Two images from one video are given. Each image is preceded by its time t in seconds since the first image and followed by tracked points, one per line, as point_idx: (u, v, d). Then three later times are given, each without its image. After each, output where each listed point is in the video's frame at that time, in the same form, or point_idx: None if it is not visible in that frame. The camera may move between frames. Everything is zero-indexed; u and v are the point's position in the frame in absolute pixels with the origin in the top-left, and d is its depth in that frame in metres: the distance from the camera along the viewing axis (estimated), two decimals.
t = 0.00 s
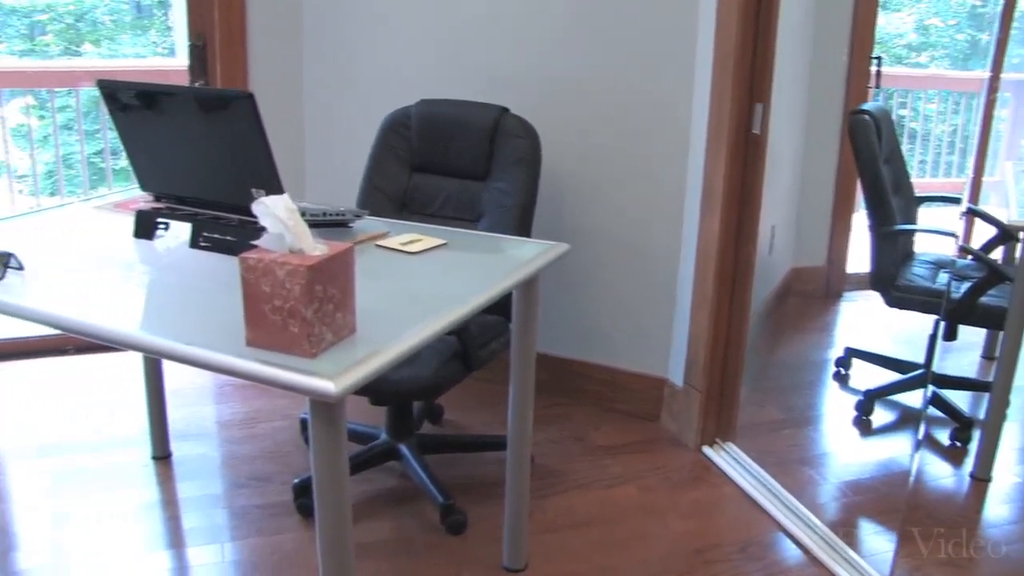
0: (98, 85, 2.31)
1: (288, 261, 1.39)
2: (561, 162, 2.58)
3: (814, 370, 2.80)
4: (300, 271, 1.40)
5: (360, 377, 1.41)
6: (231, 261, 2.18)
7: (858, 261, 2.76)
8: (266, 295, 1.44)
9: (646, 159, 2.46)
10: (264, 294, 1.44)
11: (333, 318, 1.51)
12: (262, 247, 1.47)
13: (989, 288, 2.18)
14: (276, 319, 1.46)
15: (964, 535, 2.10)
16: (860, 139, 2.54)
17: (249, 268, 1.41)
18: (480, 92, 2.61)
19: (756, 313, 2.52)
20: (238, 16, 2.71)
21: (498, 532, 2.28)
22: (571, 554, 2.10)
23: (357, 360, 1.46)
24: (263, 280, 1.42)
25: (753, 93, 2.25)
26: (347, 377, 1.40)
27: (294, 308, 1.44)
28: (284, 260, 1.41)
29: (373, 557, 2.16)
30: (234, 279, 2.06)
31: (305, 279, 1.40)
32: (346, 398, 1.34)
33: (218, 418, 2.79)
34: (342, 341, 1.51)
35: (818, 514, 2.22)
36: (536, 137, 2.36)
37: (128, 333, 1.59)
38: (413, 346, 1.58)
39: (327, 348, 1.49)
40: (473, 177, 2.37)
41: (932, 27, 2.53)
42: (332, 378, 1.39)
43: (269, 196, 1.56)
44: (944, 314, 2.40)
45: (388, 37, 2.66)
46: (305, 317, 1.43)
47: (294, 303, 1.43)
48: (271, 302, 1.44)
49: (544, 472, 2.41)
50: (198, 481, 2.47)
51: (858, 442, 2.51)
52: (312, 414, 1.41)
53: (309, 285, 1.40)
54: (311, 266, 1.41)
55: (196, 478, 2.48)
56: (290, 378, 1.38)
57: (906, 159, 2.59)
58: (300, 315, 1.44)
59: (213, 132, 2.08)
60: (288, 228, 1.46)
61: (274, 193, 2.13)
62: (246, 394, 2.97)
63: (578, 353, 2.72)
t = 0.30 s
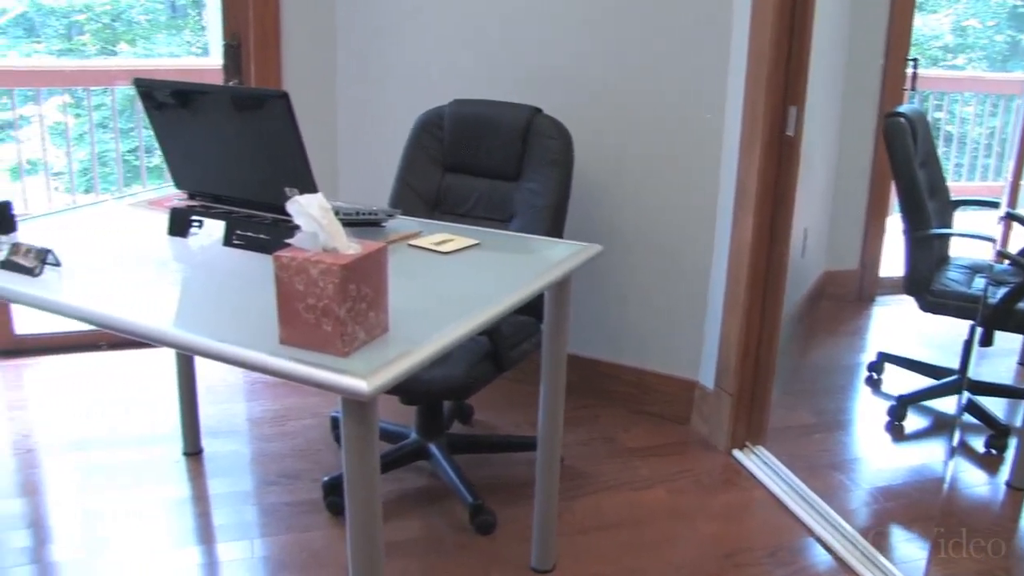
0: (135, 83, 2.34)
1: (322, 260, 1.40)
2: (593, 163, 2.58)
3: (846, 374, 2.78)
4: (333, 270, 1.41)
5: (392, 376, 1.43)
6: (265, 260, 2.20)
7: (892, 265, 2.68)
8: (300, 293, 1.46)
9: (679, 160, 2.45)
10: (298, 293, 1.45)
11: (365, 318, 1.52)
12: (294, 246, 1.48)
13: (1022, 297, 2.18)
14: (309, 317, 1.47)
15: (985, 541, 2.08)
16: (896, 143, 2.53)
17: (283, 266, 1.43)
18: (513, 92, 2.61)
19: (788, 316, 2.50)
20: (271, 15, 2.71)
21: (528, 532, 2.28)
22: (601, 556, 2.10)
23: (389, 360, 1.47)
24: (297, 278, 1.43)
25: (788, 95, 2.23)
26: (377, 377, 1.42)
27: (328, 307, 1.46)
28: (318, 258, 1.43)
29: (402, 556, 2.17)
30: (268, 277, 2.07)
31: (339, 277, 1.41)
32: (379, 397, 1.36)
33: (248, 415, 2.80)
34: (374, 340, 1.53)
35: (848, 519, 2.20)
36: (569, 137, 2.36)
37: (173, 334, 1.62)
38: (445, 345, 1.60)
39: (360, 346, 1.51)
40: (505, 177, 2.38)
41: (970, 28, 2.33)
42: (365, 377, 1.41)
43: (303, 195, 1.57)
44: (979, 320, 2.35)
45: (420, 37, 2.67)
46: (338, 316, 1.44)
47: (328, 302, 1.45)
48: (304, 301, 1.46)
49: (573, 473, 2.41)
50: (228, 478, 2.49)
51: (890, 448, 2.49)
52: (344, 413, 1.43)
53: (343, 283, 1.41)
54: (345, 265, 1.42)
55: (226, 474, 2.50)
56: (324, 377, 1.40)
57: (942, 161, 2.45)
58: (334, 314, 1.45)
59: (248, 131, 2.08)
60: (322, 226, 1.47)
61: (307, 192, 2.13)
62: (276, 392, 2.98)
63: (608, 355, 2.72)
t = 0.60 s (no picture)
0: (176, 86, 2.36)
1: (361, 263, 1.42)
2: (629, 168, 2.58)
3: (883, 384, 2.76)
4: (371, 273, 1.42)
5: (429, 379, 1.44)
6: (304, 261, 2.21)
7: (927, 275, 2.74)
8: (337, 296, 1.47)
9: (717, 166, 2.45)
10: (336, 295, 1.46)
11: (402, 321, 1.53)
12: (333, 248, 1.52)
13: None
14: (347, 320, 1.48)
15: (986, 541, 1.98)
16: (937, 153, 2.43)
17: (321, 268, 1.45)
18: (551, 97, 2.62)
19: (824, 324, 2.48)
20: (310, 17, 2.73)
21: (560, 538, 2.27)
22: (633, 563, 2.09)
23: (426, 362, 1.48)
24: (336, 281, 1.45)
25: (827, 101, 2.22)
26: (415, 379, 1.42)
27: (365, 309, 1.47)
28: (356, 261, 1.44)
29: (434, 559, 2.17)
30: (307, 279, 2.08)
31: (376, 280, 1.42)
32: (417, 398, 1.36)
33: (282, 416, 2.82)
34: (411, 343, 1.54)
35: (884, 530, 2.17)
36: (606, 142, 2.37)
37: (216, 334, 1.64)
38: (483, 349, 1.61)
39: (396, 349, 1.52)
40: (542, 180, 2.39)
41: (1016, 33, 2.32)
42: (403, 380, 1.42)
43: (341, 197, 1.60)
44: None
45: (458, 41, 2.69)
46: (375, 318, 1.45)
47: (365, 304, 1.46)
48: (342, 303, 1.47)
49: (607, 479, 2.41)
50: (262, 478, 2.50)
51: (927, 458, 2.45)
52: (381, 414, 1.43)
53: (379, 286, 1.42)
54: (382, 268, 1.43)
55: (260, 475, 2.51)
56: (360, 378, 1.41)
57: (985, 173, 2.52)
58: (371, 317, 1.46)
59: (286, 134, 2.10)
60: (357, 229, 1.50)
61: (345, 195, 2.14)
62: (310, 394, 2.99)
63: (643, 361, 2.71)
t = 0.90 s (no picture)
0: (210, 90, 2.38)
1: (392, 269, 1.44)
2: (660, 176, 2.58)
3: (914, 395, 2.74)
4: (403, 279, 1.44)
5: (457, 387, 1.45)
6: (335, 267, 2.22)
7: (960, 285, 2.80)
8: (368, 301, 1.50)
9: (748, 175, 2.44)
10: (366, 301, 1.49)
11: (433, 328, 1.55)
12: (365, 254, 1.53)
13: None
14: (378, 325, 1.51)
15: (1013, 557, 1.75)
16: (973, 163, 2.43)
17: (353, 273, 1.48)
18: (582, 104, 2.62)
19: (856, 333, 2.46)
20: (342, 22, 2.76)
21: (586, 546, 2.27)
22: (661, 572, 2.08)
23: (455, 370, 1.49)
24: (366, 286, 1.48)
25: (859, 109, 2.20)
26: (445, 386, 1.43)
27: (396, 315, 1.49)
28: (387, 267, 1.46)
29: (460, 566, 2.18)
30: (338, 284, 2.09)
31: (407, 287, 1.45)
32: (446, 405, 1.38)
33: (311, 420, 2.83)
34: (442, 349, 1.56)
35: (914, 542, 2.14)
36: (637, 150, 2.37)
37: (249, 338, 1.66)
38: (512, 356, 1.61)
39: (425, 356, 1.53)
40: (573, 188, 2.41)
41: None
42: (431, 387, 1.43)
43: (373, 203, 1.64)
44: None
45: (489, 48, 2.70)
46: (406, 324, 1.47)
47: (397, 310, 1.48)
48: (373, 309, 1.50)
49: (635, 487, 2.40)
50: (290, 482, 2.51)
51: (960, 471, 2.43)
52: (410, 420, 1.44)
53: (411, 292, 1.46)
54: (414, 274, 1.45)
55: (288, 478, 2.52)
56: (391, 385, 1.43)
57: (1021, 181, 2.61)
58: (402, 323, 1.49)
59: (318, 139, 2.10)
60: (392, 236, 1.52)
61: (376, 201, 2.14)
62: (339, 398, 3.00)
63: (672, 369, 2.71)
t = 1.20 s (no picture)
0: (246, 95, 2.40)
1: (425, 273, 1.45)
2: (693, 183, 2.57)
3: (948, 406, 2.72)
4: (437, 283, 1.46)
5: (489, 392, 1.46)
6: (369, 271, 2.22)
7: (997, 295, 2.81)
8: (401, 305, 1.51)
9: (782, 182, 2.43)
10: (400, 305, 1.51)
11: (466, 332, 1.56)
12: (398, 258, 1.55)
13: None
14: (411, 329, 1.52)
15: None
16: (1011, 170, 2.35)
17: (386, 278, 1.49)
18: (615, 110, 2.62)
19: (890, 342, 2.44)
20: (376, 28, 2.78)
21: (615, 553, 2.26)
22: None
23: (488, 375, 1.50)
24: (400, 291, 1.49)
25: (895, 116, 2.18)
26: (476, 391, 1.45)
27: (429, 320, 1.51)
28: (421, 272, 1.48)
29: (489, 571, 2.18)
30: (371, 287, 2.10)
31: (441, 291, 1.46)
32: (478, 410, 1.39)
33: (341, 423, 2.84)
34: (475, 353, 1.57)
35: (948, 555, 2.12)
36: (670, 156, 2.37)
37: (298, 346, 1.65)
38: (544, 361, 1.62)
39: (458, 360, 1.54)
40: (606, 195, 2.42)
41: None
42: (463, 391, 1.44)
43: (406, 208, 1.65)
44: None
45: (522, 54, 2.71)
46: (439, 328, 1.48)
47: (429, 315, 1.49)
48: (407, 313, 1.51)
49: (666, 495, 2.40)
50: (319, 484, 2.52)
51: (995, 484, 2.40)
52: (442, 424, 1.46)
53: (445, 297, 1.47)
54: (448, 279, 1.46)
55: (318, 481, 2.53)
56: (424, 389, 1.44)
57: None
58: (434, 327, 1.50)
59: (352, 144, 2.11)
60: (427, 240, 1.53)
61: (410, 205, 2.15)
62: (369, 401, 3.01)
63: (703, 376, 2.70)
